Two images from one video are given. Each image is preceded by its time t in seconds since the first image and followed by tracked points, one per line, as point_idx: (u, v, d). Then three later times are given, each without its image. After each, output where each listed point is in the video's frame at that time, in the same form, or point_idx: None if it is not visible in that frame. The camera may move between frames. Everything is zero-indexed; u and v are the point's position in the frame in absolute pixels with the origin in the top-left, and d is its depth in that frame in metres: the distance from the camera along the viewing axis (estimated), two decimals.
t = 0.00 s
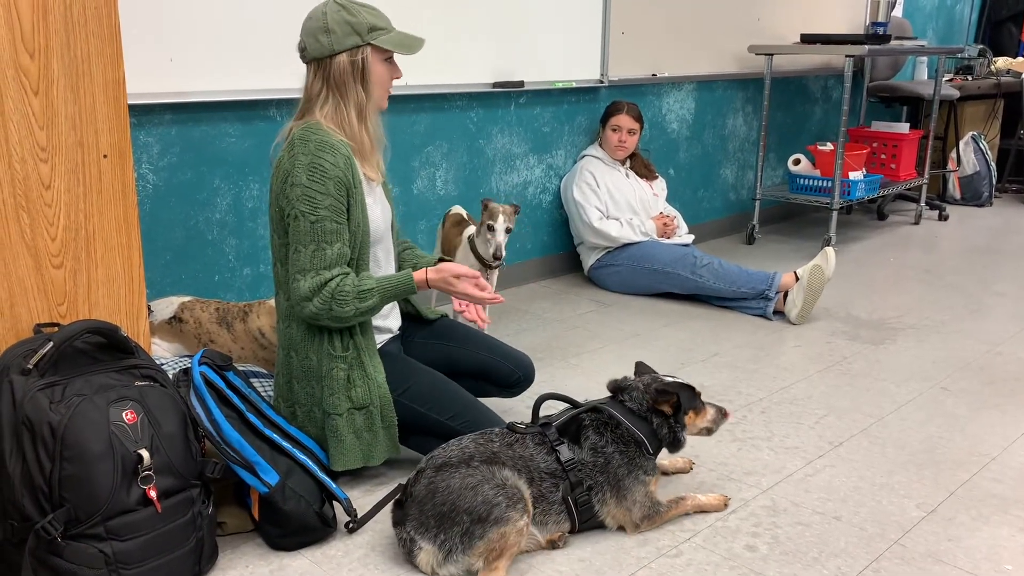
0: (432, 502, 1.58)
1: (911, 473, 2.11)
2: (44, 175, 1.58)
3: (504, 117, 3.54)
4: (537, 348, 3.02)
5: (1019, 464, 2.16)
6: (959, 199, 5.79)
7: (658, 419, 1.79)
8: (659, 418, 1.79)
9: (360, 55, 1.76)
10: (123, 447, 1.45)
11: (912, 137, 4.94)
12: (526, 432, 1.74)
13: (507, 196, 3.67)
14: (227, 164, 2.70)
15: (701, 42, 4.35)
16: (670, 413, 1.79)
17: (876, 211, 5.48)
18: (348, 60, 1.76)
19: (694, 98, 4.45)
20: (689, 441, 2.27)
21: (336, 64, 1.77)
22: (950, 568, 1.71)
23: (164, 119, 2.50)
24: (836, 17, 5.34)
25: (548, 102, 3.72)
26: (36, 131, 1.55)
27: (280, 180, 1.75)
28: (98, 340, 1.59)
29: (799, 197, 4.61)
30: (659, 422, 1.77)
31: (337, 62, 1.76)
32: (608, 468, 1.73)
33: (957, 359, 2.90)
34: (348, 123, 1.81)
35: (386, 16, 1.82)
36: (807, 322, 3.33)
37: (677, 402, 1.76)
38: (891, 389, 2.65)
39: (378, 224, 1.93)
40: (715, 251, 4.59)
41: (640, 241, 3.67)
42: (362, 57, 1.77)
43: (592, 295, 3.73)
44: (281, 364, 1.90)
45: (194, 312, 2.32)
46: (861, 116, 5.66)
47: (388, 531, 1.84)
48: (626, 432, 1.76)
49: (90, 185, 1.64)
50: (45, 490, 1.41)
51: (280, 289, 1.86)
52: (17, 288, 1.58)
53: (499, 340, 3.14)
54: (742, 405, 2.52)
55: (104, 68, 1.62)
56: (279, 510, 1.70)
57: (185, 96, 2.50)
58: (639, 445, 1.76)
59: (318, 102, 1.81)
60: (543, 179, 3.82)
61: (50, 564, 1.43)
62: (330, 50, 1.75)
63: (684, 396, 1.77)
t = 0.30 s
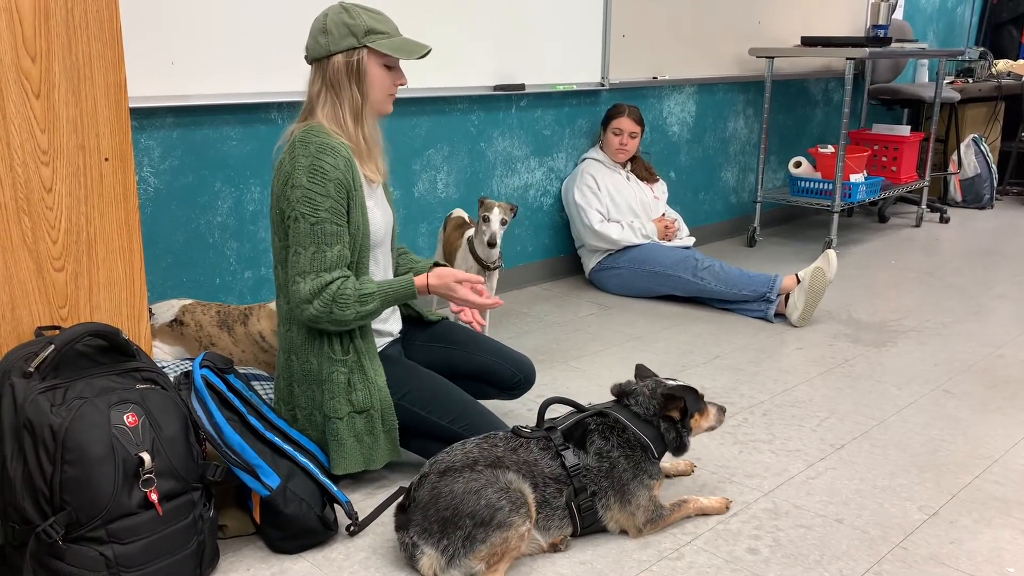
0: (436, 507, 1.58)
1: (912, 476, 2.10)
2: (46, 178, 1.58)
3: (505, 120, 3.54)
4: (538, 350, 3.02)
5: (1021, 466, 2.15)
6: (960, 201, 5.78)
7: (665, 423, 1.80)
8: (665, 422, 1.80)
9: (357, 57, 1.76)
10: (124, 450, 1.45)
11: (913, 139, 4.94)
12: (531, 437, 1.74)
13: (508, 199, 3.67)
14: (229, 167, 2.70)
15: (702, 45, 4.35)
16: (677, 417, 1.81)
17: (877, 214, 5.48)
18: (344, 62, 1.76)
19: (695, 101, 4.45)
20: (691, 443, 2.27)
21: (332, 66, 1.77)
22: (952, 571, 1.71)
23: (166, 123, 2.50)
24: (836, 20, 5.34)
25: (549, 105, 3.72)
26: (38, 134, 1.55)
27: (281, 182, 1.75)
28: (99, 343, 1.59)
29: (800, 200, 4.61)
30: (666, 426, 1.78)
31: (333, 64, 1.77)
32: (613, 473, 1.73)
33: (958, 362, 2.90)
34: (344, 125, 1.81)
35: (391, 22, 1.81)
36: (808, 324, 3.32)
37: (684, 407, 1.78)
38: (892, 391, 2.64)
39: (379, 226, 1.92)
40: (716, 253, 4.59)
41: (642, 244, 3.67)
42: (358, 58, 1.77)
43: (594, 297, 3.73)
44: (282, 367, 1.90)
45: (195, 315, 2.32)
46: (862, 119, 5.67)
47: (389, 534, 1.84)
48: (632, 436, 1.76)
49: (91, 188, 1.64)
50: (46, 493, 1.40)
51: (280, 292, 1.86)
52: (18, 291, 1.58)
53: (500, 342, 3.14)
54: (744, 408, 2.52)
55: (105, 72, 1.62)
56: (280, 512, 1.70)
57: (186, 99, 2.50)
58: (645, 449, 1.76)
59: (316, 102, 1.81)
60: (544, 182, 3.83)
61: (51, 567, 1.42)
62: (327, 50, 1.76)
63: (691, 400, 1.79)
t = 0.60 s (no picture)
0: (436, 507, 1.58)
1: (914, 476, 2.10)
2: (46, 179, 1.58)
3: (505, 120, 3.54)
4: (539, 351, 3.02)
5: (1022, 467, 2.15)
6: (961, 201, 5.78)
7: (666, 421, 1.80)
8: (666, 420, 1.80)
9: (354, 59, 1.76)
10: (125, 451, 1.45)
11: (913, 139, 4.94)
12: (530, 437, 1.74)
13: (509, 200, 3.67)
14: (229, 167, 2.70)
15: (703, 45, 4.35)
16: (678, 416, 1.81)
17: (878, 214, 5.47)
18: (342, 63, 1.77)
19: (696, 101, 4.45)
20: (692, 444, 2.27)
21: (331, 67, 1.78)
22: (954, 571, 1.71)
23: (166, 124, 2.50)
24: (836, 20, 5.34)
25: (550, 105, 3.72)
26: (39, 135, 1.55)
27: (282, 181, 1.75)
28: (100, 344, 1.59)
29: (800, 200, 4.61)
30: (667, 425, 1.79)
31: (332, 65, 1.78)
32: (613, 472, 1.73)
33: (959, 362, 2.89)
34: (342, 125, 1.81)
35: (392, 24, 1.81)
36: (809, 325, 3.32)
37: (688, 408, 1.78)
38: (894, 392, 2.64)
39: (381, 225, 1.92)
40: (717, 254, 4.58)
41: (643, 244, 3.67)
42: (355, 60, 1.77)
43: (595, 298, 3.73)
44: (282, 367, 1.90)
45: (194, 316, 2.32)
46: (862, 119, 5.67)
47: (390, 535, 1.83)
48: (633, 435, 1.76)
49: (92, 189, 1.64)
50: (47, 494, 1.41)
51: (281, 290, 1.86)
52: (19, 292, 1.58)
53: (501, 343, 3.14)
54: (745, 408, 2.52)
55: (105, 73, 1.62)
56: (281, 513, 1.70)
57: (187, 100, 2.50)
58: (646, 448, 1.77)
59: (317, 103, 1.82)
60: (545, 182, 3.83)
61: (52, 569, 1.42)
62: (325, 52, 1.78)
63: (694, 400, 1.79)
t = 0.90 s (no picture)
0: (436, 506, 1.58)
1: (915, 475, 2.10)
2: (47, 178, 1.58)
3: (506, 119, 3.54)
4: (540, 350, 3.02)
5: None
6: (962, 200, 5.77)
7: (666, 419, 1.80)
8: (667, 419, 1.81)
9: (354, 59, 1.76)
10: (127, 450, 1.45)
11: (915, 138, 4.94)
12: (531, 435, 1.73)
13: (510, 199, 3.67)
14: (230, 167, 2.70)
15: (704, 44, 4.35)
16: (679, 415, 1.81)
17: (879, 213, 5.47)
18: (342, 63, 1.77)
19: (697, 100, 4.44)
20: (693, 443, 2.27)
21: (331, 66, 1.78)
22: (955, 570, 1.70)
23: (167, 123, 2.51)
24: (838, 19, 5.34)
25: (550, 104, 3.72)
26: (40, 134, 1.55)
27: (283, 180, 1.75)
28: (100, 344, 1.59)
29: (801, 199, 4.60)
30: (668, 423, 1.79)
31: (332, 65, 1.78)
32: (614, 471, 1.73)
33: (961, 361, 2.89)
34: (341, 125, 1.81)
35: (393, 24, 1.81)
36: (810, 324, 3.32)
37: (688, 408, 1.78)
38: (895, 390, 2.64)
39: (383, 224, 1.92)
40: (718, 253, 4.58)
41: (644, 243, 3.67)
42: (356, 60, 1.76)
43: (596, 297, 3.73)
44: (284, 366, 1.90)
45: (194, 316, 2.32)
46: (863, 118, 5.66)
47: (391, 533, 1.84)
48: (633, 434, 1.76)
49: (93, 188, 1.64)
50: (49, 493, 1.41)
51: (283, 289, 1.86)
52: (20, 292, 1.58)
53: (502, 342, 3.13)
54: (746, 407, 2.52)
55: (106, 72, 1.62)
56: (282, 512, 1.70)
57: (187, 100, 2.50)
58: (646, 447, 1.77)
59: (317, 102, 1.82)
60: (546, 182, 3.83)
61: (53, 568, 1.42)
62: (326, 52, 1.78)
63: (694, 398, 1.79)
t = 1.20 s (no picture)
0: (438, 505, 1.57)
1: (917, 474, 2.10)
2: (49, 177, 1.58)
3: (507, 118, 3.54)
4: (541, 349, 3.02)
5: None
6: (964, 199, 5.76)
7: (669, 418, 1.80)
8: (669, 417, 1.81)
9: (356, 57, 1.76)
10: (128, 448, 1.45)
11: (917, 137, 4.93)
12: (533, 434, 1.73)
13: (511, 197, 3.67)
14: (231, 166, 2.70)
15: (705, 42, 4.34)
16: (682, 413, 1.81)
17: (880, 211, 5.47)
18: (344, 61, 1.77)
19: (698, 98, 4.44)
20: (695, 441, 2.27)
21: (333, 64, 1.78)
22: (957, 569, 1.70)
23: (168, 122, 2.51)
24: (839, 17, 5.33)
25: (551, 103, 3.72)
26: (41, 132, 1.55)
27: (281, 179, 1.76)
28: (102, 343, 1.59)
29: (802, 197, 4.60)
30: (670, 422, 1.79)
31: (334, 62, 1.78)
32: (616, 469, 1.73)
33: (963, 359, 2.89)
34: (340, 122, 1.81)
35: (397, 24, 1.81)
36: (811, 322, 3.32)
37: (689, 409, 1.79)
38: (897, 389, 2.64)
39: (384, 222, 1.92)
40: (720, 251, 4.58)
41: (645, 242, 3.67)
42: (358, 58, 1.76)
43: (597, 295, 3.73)
44: (286, 363, 1.91)
45: (196, 315, 2.33)
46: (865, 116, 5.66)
47: (393, 532, 1.84)
48: (636, 433, 1.76)
49: (94, 187, 1.64)
50: (50, 492, 1.41)
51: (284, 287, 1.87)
52: (22, 291, 1.58)
53: (503, 341, 3.13)
54: (748, 406, 2.52)
55: (107, 71, 1.62)
56: (283, 511, 1.70)
57: (188, 98, 2.50)
58: (649, 445, 1.77)
59: (319, 99, 1.83)
60: (547, 180, 3.82)
61: (55, 566, 1.42)
62: (329, 49, 1.78)
63: (694, 396, 1.80)
